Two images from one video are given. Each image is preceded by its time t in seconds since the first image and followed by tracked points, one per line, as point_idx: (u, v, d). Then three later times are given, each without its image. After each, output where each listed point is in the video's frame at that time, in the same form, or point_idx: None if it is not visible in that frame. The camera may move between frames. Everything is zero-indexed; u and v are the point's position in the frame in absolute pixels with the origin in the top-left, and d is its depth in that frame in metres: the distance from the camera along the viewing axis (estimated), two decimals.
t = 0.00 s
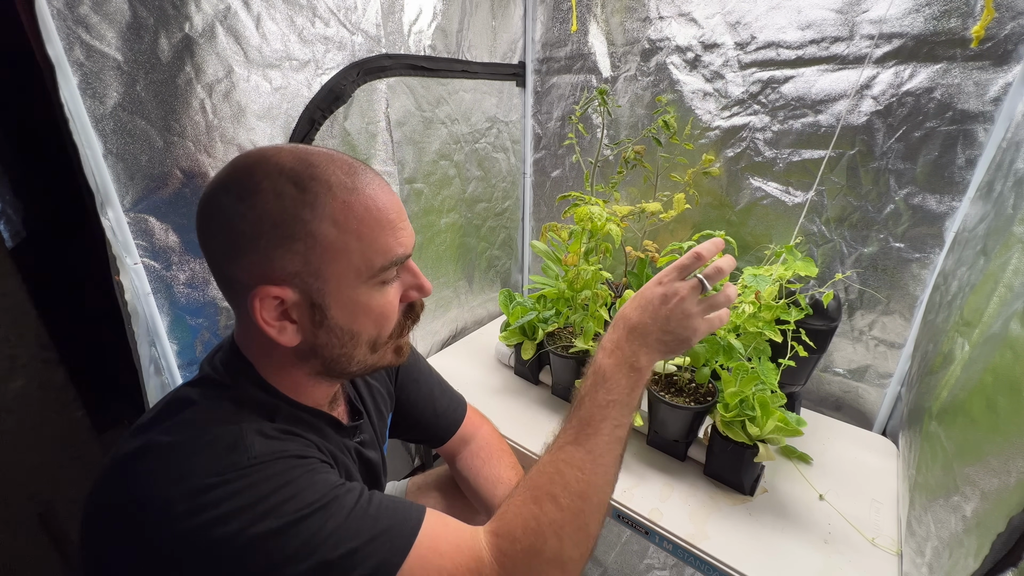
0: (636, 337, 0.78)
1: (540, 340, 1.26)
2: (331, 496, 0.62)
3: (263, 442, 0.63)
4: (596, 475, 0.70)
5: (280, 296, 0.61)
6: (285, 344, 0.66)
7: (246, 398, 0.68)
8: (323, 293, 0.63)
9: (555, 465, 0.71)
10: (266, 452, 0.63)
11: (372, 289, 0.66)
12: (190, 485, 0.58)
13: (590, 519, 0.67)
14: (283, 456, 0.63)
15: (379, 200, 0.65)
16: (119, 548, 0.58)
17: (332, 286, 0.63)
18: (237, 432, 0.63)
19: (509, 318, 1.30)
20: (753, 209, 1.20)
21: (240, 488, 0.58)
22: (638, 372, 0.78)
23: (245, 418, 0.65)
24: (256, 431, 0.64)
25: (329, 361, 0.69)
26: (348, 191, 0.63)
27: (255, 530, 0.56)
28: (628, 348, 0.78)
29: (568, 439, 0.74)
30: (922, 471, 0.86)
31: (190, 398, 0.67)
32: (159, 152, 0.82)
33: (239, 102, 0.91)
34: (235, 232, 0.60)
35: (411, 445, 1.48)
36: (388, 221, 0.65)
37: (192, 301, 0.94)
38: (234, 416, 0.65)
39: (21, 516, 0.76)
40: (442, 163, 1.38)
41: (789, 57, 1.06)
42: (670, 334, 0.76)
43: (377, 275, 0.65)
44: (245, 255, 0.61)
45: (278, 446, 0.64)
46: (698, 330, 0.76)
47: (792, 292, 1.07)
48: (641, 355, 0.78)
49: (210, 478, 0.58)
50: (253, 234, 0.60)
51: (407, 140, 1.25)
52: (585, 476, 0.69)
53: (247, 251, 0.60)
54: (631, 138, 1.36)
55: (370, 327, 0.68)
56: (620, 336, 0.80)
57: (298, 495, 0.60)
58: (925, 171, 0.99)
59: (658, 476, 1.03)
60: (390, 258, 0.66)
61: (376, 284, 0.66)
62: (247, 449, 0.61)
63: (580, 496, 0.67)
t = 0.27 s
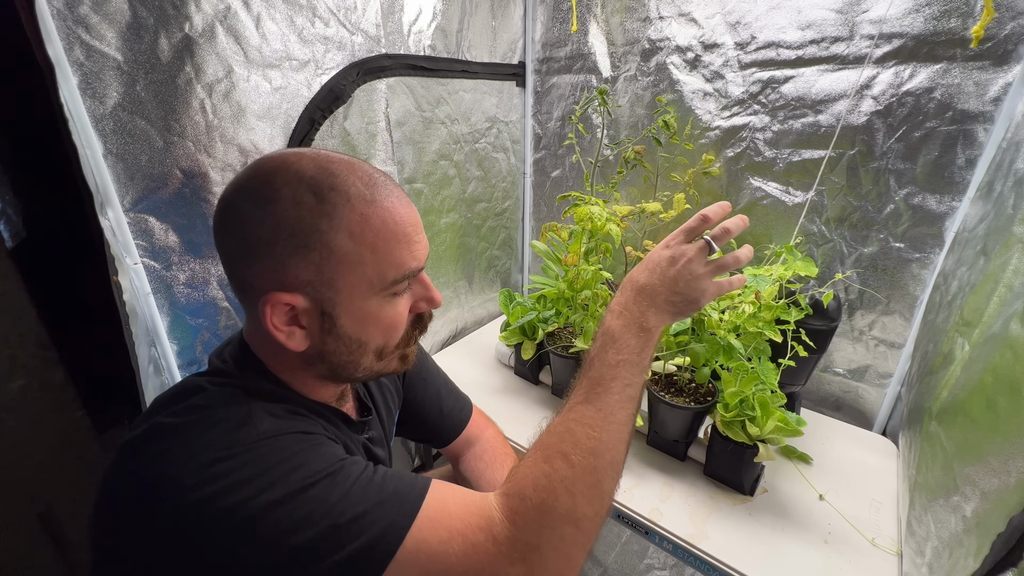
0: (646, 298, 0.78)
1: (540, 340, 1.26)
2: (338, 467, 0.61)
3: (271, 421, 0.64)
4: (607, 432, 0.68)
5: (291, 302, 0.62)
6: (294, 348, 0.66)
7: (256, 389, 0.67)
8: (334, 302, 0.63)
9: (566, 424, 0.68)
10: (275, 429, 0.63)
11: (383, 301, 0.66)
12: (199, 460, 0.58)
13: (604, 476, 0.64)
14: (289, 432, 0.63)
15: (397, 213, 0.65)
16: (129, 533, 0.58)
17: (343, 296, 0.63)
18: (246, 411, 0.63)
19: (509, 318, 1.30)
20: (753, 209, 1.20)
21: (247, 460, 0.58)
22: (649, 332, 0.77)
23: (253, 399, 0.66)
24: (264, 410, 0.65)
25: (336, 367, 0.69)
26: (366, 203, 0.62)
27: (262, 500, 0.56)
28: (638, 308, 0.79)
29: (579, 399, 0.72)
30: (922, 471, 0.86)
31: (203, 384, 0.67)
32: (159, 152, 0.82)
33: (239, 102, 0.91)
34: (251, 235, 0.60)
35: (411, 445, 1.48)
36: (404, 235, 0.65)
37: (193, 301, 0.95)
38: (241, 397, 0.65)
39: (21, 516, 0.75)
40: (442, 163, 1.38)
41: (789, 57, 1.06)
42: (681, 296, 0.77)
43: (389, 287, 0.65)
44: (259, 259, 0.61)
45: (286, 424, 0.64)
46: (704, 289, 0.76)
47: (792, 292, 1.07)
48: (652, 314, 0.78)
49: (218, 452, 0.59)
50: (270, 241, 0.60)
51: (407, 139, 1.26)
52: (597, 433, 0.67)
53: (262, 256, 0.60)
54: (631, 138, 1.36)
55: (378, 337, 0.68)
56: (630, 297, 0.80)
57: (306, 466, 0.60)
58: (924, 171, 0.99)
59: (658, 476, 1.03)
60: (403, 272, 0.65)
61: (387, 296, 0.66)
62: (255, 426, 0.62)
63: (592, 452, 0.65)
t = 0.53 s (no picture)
0: (676, 328, 0.79)
1: (540, 340, 1.26)
2: (347, 466, 0.61)
3: (278, 421, 0.64)
4: (623, 436, 0.68)
5: (297, 307, 0.61)
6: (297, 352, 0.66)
7: (259, 386, 0.68)
8: (339, 308, 0.63)
9: (584, 429, 0.69)
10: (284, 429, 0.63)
11: (388, 308, 0.66)
12: (208, 460, 0.58)
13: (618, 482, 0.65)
14: (297, 432, 0.63)
15: (407, 222, 0.65)
16: (143, 532, 0.58)
17: (349, 302, 0.63)
18: (253, 411, 0.63)
19: (509, 318, 1.30)
20: (753, 209, 1.20)
21: (256, 460, 0.58)
22: (674, 362, 0.77)
23: (259, 399, 0.66)
24: (272, 410, 0.65)
25: (339, 372, 0.69)
26: (376, 211, 0.62)
27: (272, 500, 0.56)
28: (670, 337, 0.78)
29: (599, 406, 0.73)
30: (922, 471, 0.86)
31: (208, 384, 0.67)
32: (159, 152, 0.82)
33: (239, 102, 0.91)
34: (261, 238, 0.60)
35: (411, 445, 1.48)
36: (411, 243, 0.65)
37: (192, 301, 0.95)
38: (247, 397, 0.65)
39: (20, 516, 0.76)
40: (442, 163, 1.38)
41: (789, 57, 1.06)
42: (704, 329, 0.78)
43: (395, 294, 0.65)
44: (267, 263, 0.61)
45: (292, 423, 0.64)
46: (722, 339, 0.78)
47: (792, 292, 1.07)
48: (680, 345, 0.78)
49: (228, 452, 0.59)
50: (280, 245, 0.60)
51: (407, 139, 1.25)
52: (613, 440, 0.68)
53: (270, 260, 0.60)
54: (631, 138, 1.36)
55: (382, 342, 0.69)
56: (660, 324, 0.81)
57: (314, 465, 0.59)
58: (924, 171, 0.99)
59: (658, 476, 1.03)
60: (410, 280, 0.66)
61: (392, 303, 0.66)
62: (263, 427, 0.62)
63: (608, 457, 0.65)
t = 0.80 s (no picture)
0: (698, 369, 0.83)
1: (540, 340, 1.26)
2: (353, 459, 0.61)
3: (285, 416, 0.64)
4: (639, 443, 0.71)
5: (292, 297, 0.61)
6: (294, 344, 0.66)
7: (259, 382, 0.68)
8: (333, 298, 0.63)
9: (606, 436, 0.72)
10: (289, 423, 0.63)
11: (382, 298, 0.66)
12: (215, 453, 0.58)
13: (629, 491, 0.66)
14: (302, 427, 0.64)
15: (399, 211, 0.65)
16: (148, 528, 0.59)
17: (342, 291, 0.63)
18: (259, 406, 0.64)
19: (509, 318, 1.30)
20: (753, 209, 1.20)
21: (264, 454, 0.59)
22: (696, 400, 0.79)
23: (265, 395, 0.66)
24: (278, 406, 0.65)
25: (337, 364, 0.69)
26: (367, 200, 0.62)
27: (278, 492, 0.56)
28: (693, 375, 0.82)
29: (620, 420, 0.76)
30: (922, 471, 0.86)
31: (214, 381, 0.68)
32: (159, 152, 0.82)
33: (238, 102, 0.91)
34: (256, 230, 0.61)
35: (411, 445, 1.48)
36: (404, 232, 0.65)
37: (192, 301, 0.95)
38: (253, 394, 0.66)
39: (21, 516, 0.76)
40: (442, 163, 1.38)
41: (789, 57, 1.06)
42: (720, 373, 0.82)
43: (389, 283, 0.65)
44: (262, 254, 0.61)
45: (298, 419, 0.65)
46: (734, 396, 0.81)
47: (792, 292, 1.07)
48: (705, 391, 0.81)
49: (235, 446, 0.59)
50: (273, 236, 0.61)
51: (407, 140, 1.25)
52: (631, 449, 0.69)
53: (265, 251, 0.61)
54: (631, 138, 1.36)
55: (377, 334, 0.68)
56: (683, 365, 0.84)
57: (320, 459, 0.60)
58: (925, 171, 0.99)
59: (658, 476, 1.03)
60: (403, 269, 0.65)
61: (386, 292, 0.65)
62: (269, 421, 0.62)
63: (624, 466, 0.67)
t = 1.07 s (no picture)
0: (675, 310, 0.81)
1: (540, 340, 1.26)
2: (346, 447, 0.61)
3: (281, 407, 0.64)
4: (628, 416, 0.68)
5: (294, 282, 0.61)
6: (296, 332, 0.66)
7: (259, 379, 0.68)
8: (335, 283, 0.63)
9: (592, 408, 0.69)
10: (284, 414, 0.63)
11: (383, 284, 0.66)
12: (210, 444, 0.59)
13: (621, 462, 0.63)
14: (298, 418, 0.64)
15: (398, 198, 0.66)
16: (145, 524, 0.58)
17: (345, 277, 0.63)
18: (255, 399, 0.64)
19: (509, 318, 1.30)
20: (753, 210, 1.20)
21: (258, 443, 0.59)
22: (679, 344, 0.78)
23: (262, 389, 0.67)
24: (274, 397, 0.66)
25: (338, 353, 0.69)
26: (367, 186, 0.63)
27: (272, 481, 0.56)
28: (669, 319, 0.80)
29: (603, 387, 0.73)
30: (922, 471, 0.86)
31: (213, 376, 0.69)
32: (159, 152, 0.82)
33: (239, 102, 0.91)
34: (258, 217, 0.62)
35: (411, 445, 1.48)
36: (403, 219, 0.65)
37: (193, 301, 0.95)
38: (250, 387, 0.66)
39: (21, 516, 0.76)
40: (442, 163, 1.38)
41: (789, 57, 1.06)
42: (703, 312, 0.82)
43: (390, 269, 0.65)
44: (264, 241, 0.62)
45: (294, 411, 0.65)
46: (721, 329, 0.82)
47: (792, 292, 1.07)
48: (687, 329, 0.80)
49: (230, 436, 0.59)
50: (275, 222, 0.61)
51: (407, 140, 1.25)
52: (618, 419, 0.67)
53: (268, 238, 0.61)
54: (631, 138, 1.36)
55: (379, 322, 0.68)
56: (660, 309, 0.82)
57: (313, 448, 0.60)
58: (925, 171, 0.99)
59: (658, 476, 1.03)
60: (404, 255, 0.65)
61: (386, 279, 0.65)
62: (265, 412, 0.62)
63: (612, 437, 0.64)
